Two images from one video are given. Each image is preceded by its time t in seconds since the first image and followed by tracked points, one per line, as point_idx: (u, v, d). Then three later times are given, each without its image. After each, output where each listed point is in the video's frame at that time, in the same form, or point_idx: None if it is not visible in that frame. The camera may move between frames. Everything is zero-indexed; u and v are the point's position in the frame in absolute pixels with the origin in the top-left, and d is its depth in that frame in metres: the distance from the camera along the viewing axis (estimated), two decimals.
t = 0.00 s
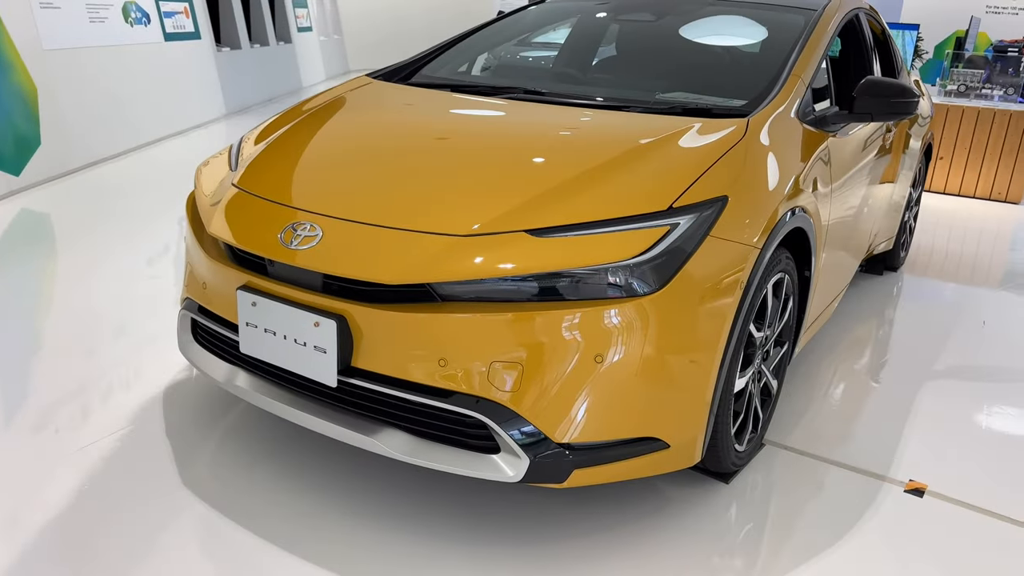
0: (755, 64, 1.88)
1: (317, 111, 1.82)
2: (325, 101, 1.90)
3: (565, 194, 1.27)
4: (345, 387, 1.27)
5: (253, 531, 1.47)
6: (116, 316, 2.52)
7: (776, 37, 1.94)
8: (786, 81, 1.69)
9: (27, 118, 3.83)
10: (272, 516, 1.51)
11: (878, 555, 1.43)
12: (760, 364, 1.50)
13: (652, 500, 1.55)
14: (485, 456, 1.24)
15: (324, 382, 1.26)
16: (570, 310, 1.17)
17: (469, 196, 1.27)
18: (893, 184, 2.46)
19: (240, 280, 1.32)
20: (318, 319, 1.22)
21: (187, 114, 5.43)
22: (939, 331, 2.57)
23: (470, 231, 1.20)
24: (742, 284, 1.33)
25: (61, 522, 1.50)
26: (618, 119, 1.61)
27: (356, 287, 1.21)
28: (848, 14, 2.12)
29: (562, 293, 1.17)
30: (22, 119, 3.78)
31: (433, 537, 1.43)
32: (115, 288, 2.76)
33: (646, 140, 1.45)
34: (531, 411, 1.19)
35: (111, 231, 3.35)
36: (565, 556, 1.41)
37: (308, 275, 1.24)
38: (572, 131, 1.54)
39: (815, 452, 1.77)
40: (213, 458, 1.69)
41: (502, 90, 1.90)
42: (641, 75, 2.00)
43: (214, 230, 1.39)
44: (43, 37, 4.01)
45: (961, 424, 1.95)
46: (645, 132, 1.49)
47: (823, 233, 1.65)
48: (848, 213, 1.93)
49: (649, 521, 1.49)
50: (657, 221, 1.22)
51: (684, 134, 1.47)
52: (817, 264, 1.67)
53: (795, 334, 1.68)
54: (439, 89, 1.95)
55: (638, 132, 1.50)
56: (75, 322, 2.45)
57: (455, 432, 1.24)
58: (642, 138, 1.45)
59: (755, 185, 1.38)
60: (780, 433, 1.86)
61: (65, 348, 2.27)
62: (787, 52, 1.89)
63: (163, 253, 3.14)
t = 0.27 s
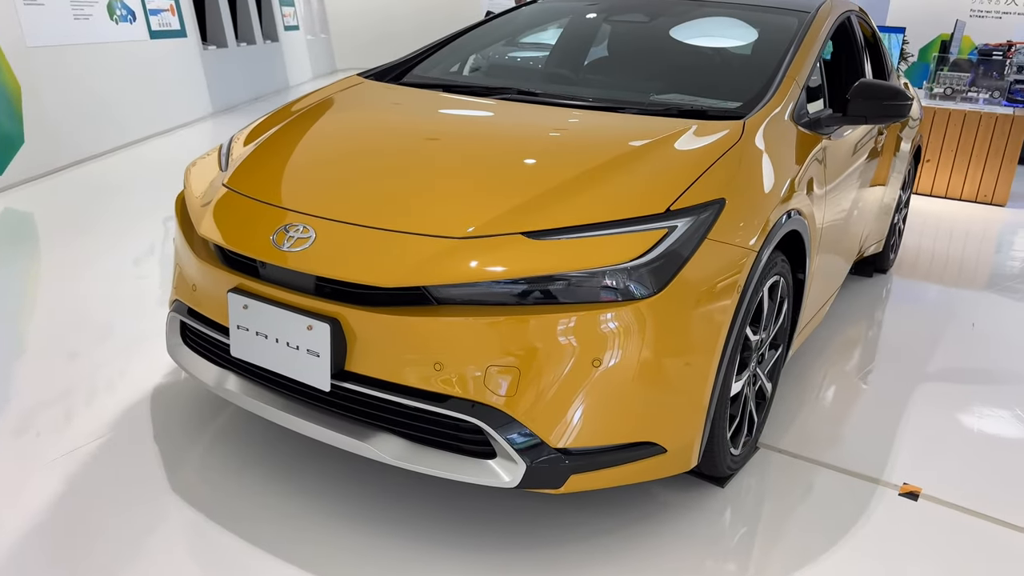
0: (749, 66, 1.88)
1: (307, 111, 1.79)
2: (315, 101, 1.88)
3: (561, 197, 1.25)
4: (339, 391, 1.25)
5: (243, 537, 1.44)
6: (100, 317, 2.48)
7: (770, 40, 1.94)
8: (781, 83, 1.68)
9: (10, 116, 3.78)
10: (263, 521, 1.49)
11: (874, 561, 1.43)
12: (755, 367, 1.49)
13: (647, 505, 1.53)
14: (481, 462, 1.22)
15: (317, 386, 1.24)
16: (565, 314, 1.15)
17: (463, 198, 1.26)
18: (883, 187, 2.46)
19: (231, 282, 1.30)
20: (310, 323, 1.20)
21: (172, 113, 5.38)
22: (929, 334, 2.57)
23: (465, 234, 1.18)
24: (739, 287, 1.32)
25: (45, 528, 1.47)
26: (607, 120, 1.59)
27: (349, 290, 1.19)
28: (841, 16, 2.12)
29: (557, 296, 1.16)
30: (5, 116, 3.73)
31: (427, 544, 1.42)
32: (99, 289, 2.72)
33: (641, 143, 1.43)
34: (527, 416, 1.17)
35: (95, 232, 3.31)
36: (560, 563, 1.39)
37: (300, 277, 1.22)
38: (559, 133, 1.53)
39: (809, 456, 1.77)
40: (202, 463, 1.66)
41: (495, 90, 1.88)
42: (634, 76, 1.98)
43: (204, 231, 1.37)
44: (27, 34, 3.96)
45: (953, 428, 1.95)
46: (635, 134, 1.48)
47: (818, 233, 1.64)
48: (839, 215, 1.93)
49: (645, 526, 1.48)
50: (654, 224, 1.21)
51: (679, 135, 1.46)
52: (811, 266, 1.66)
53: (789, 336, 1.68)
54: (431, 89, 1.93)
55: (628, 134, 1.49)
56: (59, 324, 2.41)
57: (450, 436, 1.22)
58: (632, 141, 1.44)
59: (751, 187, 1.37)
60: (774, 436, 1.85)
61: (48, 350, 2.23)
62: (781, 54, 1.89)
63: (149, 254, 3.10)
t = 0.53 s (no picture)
0: (745, 69, 1.87)
1: (299, 111, 1.77)
2: (308, 101, 1.86)
3: (559, 200, 1.24)
4: (333, 397, 1.23)
5: (233, 544, 1.42)
6: (87, 318, 2.45)
7: (765, 44, 1.94)
8: (778, 86, 1.68)
9: None
10: (255, 528, 1.46)
11: (872, 566, 1.42)
12: (752, 372, 1.49)
13: (643, 510, 1.52)
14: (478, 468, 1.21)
15: (312, 392, 1.22)
16: (562, 319, 1.14)
17: (460, 201, 1.24)
18: (876, 191, 2.46)
19: (223, 286, 1.28)
20: (305, 327, 1.18)
21: (159, 112, 5.33)
22: (921, 338, 2.58)
23: (461, 237, 1.17)
24: (737, 292, 1.31)
25: (30, 533, 1.44)
26: (597, 121, 1.59)
27: (345, 294, 1.17)
28: (836, 20, 2.12)
29: (554, 301, 1.14)
30: None
31: (421, 552, 1.40)
32: (86, 290, 2.69)
33: (638, 145, 1.42)
34: (524, 422, 1.16)
35: (80, 232, 3.27)
36: (555, 570, 1.38)
37: (294, 281, 1.20)
38: (550, 135, 1.51)
39: (805, 460, 1.76)
40: (192, 468, 1.64)
41: (491, 92, 1.86)
42: (629, 78, 1.97)
43: (195, 233, 1.35)
44: (12, 31, 3.91)
45: (947, 432, 1.95)
46: (625, 137, 1.47)
47: (814, 237, 1.64)
48: (833, 218, 1.93)
49: (642, 532, 1.47)
50: (652, 228, 1.20)
51: (677, 138, 1.45)
52: (808, 270, 1.66)
53: (785, 341, 1.67)
54: (425, 90, 1.91)
55: (620, 136, 1.48)
56: (44, 325, 2.37)
57: (447, 443, 1.20)
58: (624, 143, 1.43)
59: (749, 191, 1.36)
60: (769, 439, 1.85)
61: (33, 352, 2.20)
62: (776, 57, 1.88)
63: (136, 254, 3.07)
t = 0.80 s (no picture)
0: (742, 72, 1.86)
1: (293, 112, 1.75)
2: (301, 102, 1.84)
3: (557, 204, 1.22)
4: (329, 403, 1.21)
5: (226, 552, 1.40)
6: (75, 319, 2.41)
7: (762, 46, 1.93)
8: (777, 89, 1.67)
9: None
10: (247, 536, 1.44)
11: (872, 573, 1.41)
12: (751, 377, 1.48)
13: (642, 517, 1.51)
14: (477, 475, 1.19)
15: (308, 398, 1.20)
16: (560, 324, 1.12)
17: (458, 205, 1.22)
18: (871, 194, 2.47)
19: (217, 290, 1.25)
20: (301, 332, 1.16)
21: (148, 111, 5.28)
22: (914, 341, 2.58)
23: (459, 241, 1.15)
24: (738, 297, 1.30)
25: (17, 541, 1.41)
26: (586, 124, 1.58)
27: (341, 298, 1.16)
28: (832, 22, 2.12)
29: (552, 306, 1.13)
30: None
31: (418, 560, 1.38)
32: (73, 291, 2.65)
33: (637, 149, 1.41)
34: (524, 428, 1.14)
35: (67, 232, 3.22)
36: None
37: (290, 285, 1.18)
38: (543, 137, 1.50)
39: (803, 464, 1.75)
40: (182, 474, 1.61)
41: (487, 93, 1.85)
42: (626, 79, 1.96)
43: (188, 235, 1.32)
44: None
45: (943, 436, 1.95)
46: (617, 140, 1.46)
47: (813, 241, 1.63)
48: (829, 221, 1.93)
49: (641, 539, 1.45)
50: (652, 232, 1.18)
51: (676, 141, 1.44)
52: (806, 274, 1.65)
53: (783, 345, 1.66)
54: (420, 91, 1.89)
55: (613, 140, 1.47)
56: (30, 327, 2.34)
57: (445, 449, 1.19)
58: (615, 147, 1.42)
59: (749, 196, 1.35)
60: (766, 444, 1.84)
61: (19, 354, 2.16)
62: (774, 60, 1.87)
63: (124, 255, 3.03)
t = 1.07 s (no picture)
0: (741, 74, 1.85)
1: (286, 113, 1.73)
2: (295, 103, 1.81)
3: (557, 208, 1.21)
4: (325, 409, 1.19)
5: (218, 562, 1.37)
6: (60, 321, 2.37)
7: (759, 48, 1.92)
8: (776, 92, 1.66)
9: None
10: (240, 545, 1.41)
11: None
12: (751, 382, 1.46)
13: (640, 524, 1.49)
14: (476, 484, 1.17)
15: (303, 405, 1.17)
16: (559, 331, 1.11)
17: (456, 209, 1.20)
18: (866, 197, 2.46)
19: (211, 294, 1.23)
20: (297, 338, 1.13)
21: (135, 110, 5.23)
22: (909, 345, 2.58)
23: (458, 246, 1.13)
24: (739, 302, 1.28)
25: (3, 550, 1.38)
26: (579, 126, 1.57)
27: (339, 303, 1.13)
28: (829, 26, 2.11)
29: (550, 312, 1.11)
30: None
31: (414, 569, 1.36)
32: (58, 292, 2.61)
33: (637, 152, 1.39)
34: (524, 436, 1.12)
35: (54, 233, 3.18)
36: None
37: (286, 289, 1.15)
38: (536, 139, 1.49)
39: (802, 470, 1.73)
40: (173, 481, 1.58)
41: (484, 94, 1.83)
42: (623, 81, 1.95)
43: (180, 238, 1.29)
44: None
45: (940, 440, 1.94)
46: (610, 143, 1.45)
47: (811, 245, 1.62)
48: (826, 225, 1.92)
49: (640, 547, 1.43)
50: (653, 237, 1.17)
51: (676, 144, 1.43)
52: (804, 278, 1.64)
53: (782, 349, 1.65)
54: (415, 91, 1.87)
55: (606, 142, 1.46)
56: (16, 329, 2.29)
57: (444, 457, 1.17)
58: (608, 149, 1.41)
59: (750, 200, 1.34)
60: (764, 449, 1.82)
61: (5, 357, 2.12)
62: (772, 63, 1.87)
63: (112, 256, 2.99)
